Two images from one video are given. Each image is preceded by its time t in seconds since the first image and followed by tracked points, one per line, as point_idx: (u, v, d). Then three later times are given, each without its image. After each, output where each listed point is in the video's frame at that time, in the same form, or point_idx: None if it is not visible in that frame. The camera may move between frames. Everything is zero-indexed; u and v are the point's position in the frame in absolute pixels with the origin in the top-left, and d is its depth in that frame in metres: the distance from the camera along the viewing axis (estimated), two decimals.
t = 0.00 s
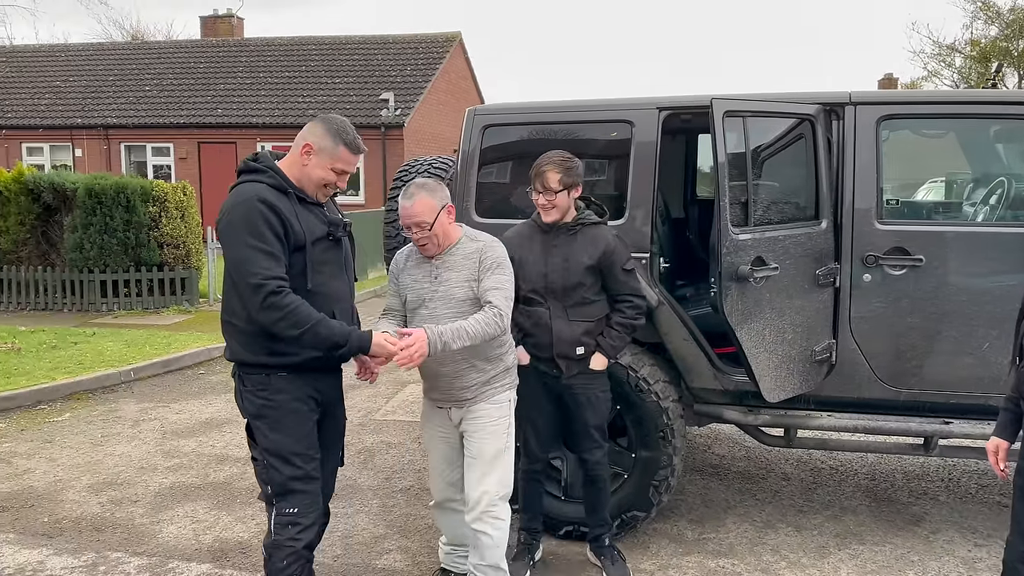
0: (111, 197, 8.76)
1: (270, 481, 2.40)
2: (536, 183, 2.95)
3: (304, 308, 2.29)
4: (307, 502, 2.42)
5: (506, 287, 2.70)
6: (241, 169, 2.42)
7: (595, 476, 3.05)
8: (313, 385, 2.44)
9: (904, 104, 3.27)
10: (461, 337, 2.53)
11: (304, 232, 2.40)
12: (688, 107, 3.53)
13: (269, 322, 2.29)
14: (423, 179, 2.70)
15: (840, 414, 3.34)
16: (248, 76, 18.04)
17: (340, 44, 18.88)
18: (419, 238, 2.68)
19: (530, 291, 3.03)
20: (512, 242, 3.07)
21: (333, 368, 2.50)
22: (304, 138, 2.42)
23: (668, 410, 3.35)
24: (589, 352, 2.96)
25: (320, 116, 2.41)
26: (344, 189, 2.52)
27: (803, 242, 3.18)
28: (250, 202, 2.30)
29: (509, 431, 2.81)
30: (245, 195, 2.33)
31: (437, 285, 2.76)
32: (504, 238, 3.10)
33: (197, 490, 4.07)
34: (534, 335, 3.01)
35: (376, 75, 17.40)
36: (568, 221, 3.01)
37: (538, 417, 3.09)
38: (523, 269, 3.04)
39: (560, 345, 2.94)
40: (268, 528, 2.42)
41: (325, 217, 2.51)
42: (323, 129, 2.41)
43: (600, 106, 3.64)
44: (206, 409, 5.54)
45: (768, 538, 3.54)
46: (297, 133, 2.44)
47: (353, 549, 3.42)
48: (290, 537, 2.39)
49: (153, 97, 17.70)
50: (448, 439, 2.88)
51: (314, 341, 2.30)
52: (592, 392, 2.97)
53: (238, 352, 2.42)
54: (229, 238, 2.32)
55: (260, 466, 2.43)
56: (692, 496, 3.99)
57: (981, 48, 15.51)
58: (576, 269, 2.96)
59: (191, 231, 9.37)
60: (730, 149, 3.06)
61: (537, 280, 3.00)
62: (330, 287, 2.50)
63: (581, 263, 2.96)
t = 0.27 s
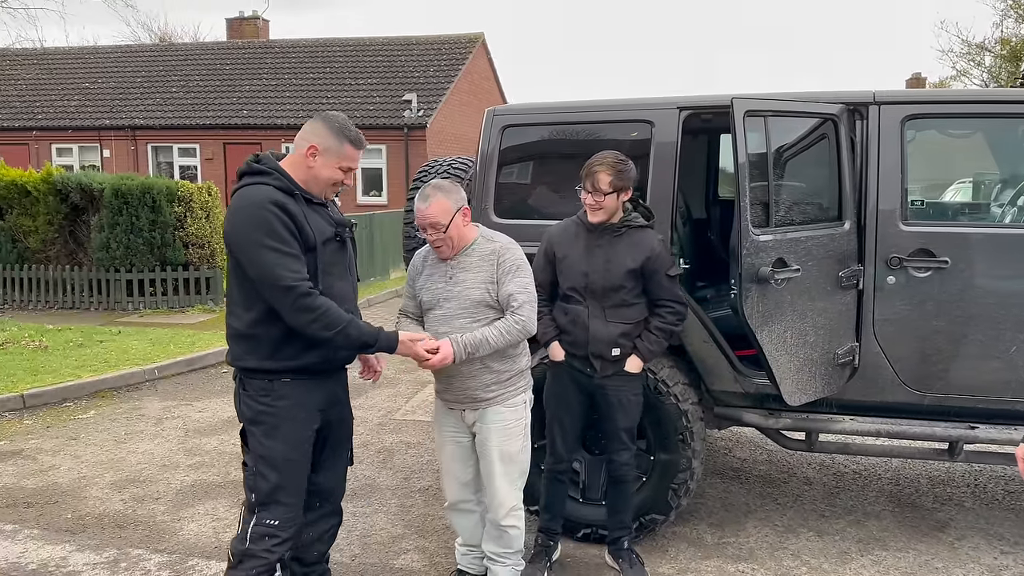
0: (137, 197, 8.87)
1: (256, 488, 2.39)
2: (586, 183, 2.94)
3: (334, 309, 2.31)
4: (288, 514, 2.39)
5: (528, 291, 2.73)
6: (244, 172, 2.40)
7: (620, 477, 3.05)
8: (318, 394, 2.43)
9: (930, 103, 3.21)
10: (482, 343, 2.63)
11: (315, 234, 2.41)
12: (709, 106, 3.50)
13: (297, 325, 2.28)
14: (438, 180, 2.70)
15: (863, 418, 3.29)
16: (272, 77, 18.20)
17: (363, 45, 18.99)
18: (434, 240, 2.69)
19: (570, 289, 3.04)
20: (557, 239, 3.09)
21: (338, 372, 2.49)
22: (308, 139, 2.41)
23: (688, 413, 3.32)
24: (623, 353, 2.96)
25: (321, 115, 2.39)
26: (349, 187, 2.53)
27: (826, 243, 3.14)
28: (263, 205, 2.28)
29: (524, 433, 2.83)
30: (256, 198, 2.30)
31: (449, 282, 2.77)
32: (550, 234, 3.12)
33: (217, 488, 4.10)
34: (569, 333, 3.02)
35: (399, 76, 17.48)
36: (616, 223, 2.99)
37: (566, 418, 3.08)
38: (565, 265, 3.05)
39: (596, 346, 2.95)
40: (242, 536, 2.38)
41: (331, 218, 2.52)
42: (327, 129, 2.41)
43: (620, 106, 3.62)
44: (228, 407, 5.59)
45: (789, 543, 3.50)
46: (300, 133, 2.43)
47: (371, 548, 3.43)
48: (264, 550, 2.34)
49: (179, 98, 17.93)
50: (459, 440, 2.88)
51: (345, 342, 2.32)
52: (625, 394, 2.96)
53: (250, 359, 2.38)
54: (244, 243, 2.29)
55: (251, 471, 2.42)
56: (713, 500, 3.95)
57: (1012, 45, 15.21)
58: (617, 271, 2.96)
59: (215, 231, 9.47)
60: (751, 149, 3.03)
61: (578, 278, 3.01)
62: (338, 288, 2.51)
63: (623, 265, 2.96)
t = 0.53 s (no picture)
0: (162, 197, 8.98)
1: (249, 500, 2.39)
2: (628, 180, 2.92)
3: (345, 313, 2.33)
4: (286, 522, 2.40)
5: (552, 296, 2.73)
6: (237, 175, 2.37)
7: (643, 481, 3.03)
8: (317, 399, 2.42)
9: (957, 102, 3.14)
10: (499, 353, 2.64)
11: (315, 236, 2.40)
12: (731, 105, 3.45)
13: (306, 330, 2.28)
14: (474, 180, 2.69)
15: (887, 423, 3.22)
16: (297, 79, 18.35)
17: (387, 46, 19.07)
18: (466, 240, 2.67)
19: (604, 289, 3.02)
20: (594, 238, 3.08)
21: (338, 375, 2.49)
22: (302, 137, 2.39)
23: (707, 416, 3.27)
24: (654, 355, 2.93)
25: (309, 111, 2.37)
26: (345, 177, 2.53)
27: (849, 245, 3.08)
28: (265, 208, 2.26)
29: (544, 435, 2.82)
30: (257, 200, 2.28)
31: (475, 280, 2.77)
32: (587, 232, 3.11)
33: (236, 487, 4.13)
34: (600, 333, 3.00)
35: (422, 76, 17.54)
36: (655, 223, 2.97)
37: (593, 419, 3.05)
38: (599, 263, 3.04)
39: (627, 346, 2.92)
40: (241, 545, 2.40)
41: (326, 218, 2.52)
42: (318, 125, 2.39)
43: (640, 105, 3.59)
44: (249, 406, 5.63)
45: (811, 549, 3.44)
46: (289, 132, 2.41)
47: (387, 549, 3.43)
48: (265, 557, 2.37)
49: (205, 100, 18.14)
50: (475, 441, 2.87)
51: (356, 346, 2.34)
52: (655, 397, 2.94)
53: (253, 366, 2.36)
54: (247, 249, 2.26)
55: (243, 482, 2.42)
56: (733, 504, 3.90)
57: None
58: (651, 271, 2.93)
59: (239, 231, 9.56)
60: (773, 149, 2.98)
61: (612, 278, 2.99)
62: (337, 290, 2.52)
63: (659, 265, 2.93)
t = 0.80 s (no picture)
0: (187, 197, 9.08)
1: (246, 508, 2.40)
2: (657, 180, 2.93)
3: (308, 325, 2.27)
4: (284, 529, 2.42)
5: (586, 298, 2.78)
6: (228, 175, 2.38)
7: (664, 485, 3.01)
8: (308, 406, 2.42)
9: (986, 102, 3.07)
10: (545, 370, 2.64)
11: (301, 240, 2.38)
12: (752, 106, 3.41)
13: (269, 340, 2.26)
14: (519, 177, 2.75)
15: (911, 430, 3.16)
16: (321, 80, 18.49)
17: (410, 47, 19.15)
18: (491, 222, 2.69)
19: (631, 291, 3.00)
20: (622, 239, 3.06)
21: (332, 382, 2.47)
22: (295, 138, 2.40)
23: (727, 422, 3.23)
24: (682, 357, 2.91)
25: (298, 111, 2.38)
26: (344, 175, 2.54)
27: (873, 248, 3.02)
28: (245, 209, 2.27)
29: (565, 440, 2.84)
30: (239, 202, 2.29)
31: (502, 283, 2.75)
32: (614, 234, 3.09)
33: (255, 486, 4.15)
34: (627, 336, 2.97)
35: (445, 77, 17.59)
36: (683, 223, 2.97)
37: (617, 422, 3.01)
38: (627, 265, 3.01)
39: (655, 349, 2.89)
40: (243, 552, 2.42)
41: (320, 221, 2.50)
42: (310, 124, 2.40)
43: (661, 106, 3.55)
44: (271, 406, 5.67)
45: (833, 557, 3.38)
46: (282, 134, 2.41)
47: (404, 552, 3.43)
48: (267, 565, 2.39)
49: (231, 101, 18.34)
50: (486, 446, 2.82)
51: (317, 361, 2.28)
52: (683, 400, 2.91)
53: (234, 372, 2.38)
54: (225, 253, 2.27)
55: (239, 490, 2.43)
56: (754, 511, 3.84)
57: None
58: (681, 273, 2.92)
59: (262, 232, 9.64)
60: (794, 150, 2.94)
61: (640, 280, 2.97)
62: (326, 298, 2.48)
63: (689, 266, 2.92)
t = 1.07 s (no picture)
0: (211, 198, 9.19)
1: (247, 513, 2.42)
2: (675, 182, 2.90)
3: (338, 304, 2.30)
4: (286, 532, 2.44)
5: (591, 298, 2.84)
6: (219, 176, 2.38)
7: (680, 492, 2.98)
8: (307, 407, 2.43)
9: (1011, 103, 3.00)
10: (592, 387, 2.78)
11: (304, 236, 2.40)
12: (771, 107, 3.36)
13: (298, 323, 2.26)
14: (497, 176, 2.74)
15: (932, 437, 3.10)
16: (345, 81, 18.62)
17: (434, 48, 19.22)
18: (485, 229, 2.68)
19: (650, 294, 2.96)
20: (639, 241, 3.02)
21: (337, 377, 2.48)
22: (285, 139, 2.39)
23: (743, 427, 3.19)
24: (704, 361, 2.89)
25: (286, 112, 2.37)
26: (333, 174, 2.54)
27: (894, 251, 2.97)
28: (252, 205, 2.28)
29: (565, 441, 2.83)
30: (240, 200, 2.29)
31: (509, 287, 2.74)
32: (632, 236, 3.04)
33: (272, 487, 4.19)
34: (647, 340, 2.94)
35: (468, 78, 17.63)
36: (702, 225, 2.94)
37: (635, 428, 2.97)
38: (646, 268, 2.97)
39: (677, 354, 2.87)
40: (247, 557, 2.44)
41: (315, 222, 2.51)
42: (299, 125, 2.39)
43: (678, 107, 3.52)
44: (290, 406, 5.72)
45: (852, 566, 3.33)
46: (270, 135, 2.40)
47: (417, 554, 3.43)
48: (270, 569, 2.41)
49: (256, 103, 18.53)
50: (484, 451, 2.81)
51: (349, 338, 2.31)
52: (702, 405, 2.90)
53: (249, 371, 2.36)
54: (232, 248, 2.28)
55: (239, 495, 2.45)
56: (772, 517, 3.79)
57: None
58: (702, 276, 2.89)
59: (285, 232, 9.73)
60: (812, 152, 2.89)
61: (660, 283, 2.94)
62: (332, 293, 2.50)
63: (710, 269, 2.88)
